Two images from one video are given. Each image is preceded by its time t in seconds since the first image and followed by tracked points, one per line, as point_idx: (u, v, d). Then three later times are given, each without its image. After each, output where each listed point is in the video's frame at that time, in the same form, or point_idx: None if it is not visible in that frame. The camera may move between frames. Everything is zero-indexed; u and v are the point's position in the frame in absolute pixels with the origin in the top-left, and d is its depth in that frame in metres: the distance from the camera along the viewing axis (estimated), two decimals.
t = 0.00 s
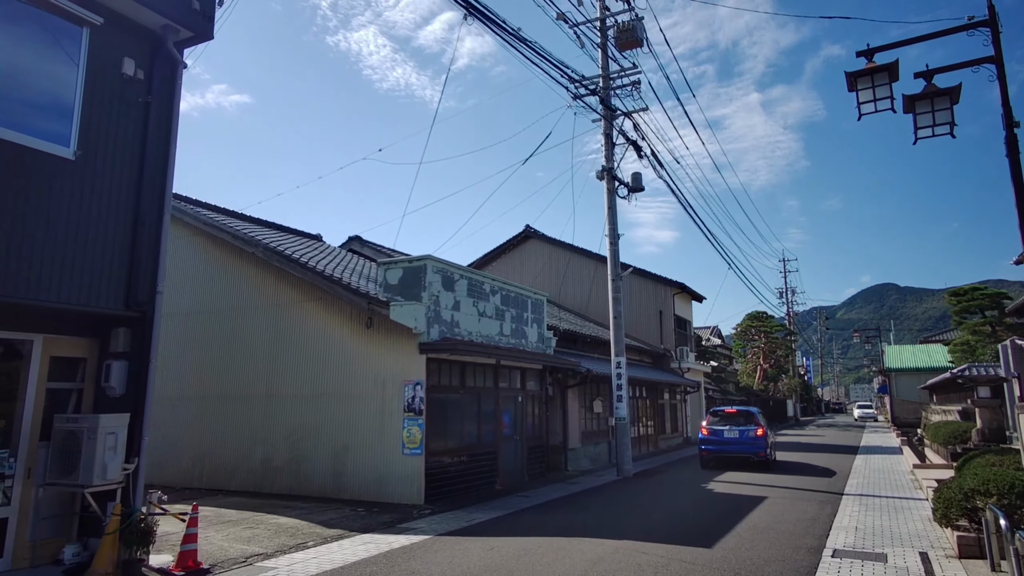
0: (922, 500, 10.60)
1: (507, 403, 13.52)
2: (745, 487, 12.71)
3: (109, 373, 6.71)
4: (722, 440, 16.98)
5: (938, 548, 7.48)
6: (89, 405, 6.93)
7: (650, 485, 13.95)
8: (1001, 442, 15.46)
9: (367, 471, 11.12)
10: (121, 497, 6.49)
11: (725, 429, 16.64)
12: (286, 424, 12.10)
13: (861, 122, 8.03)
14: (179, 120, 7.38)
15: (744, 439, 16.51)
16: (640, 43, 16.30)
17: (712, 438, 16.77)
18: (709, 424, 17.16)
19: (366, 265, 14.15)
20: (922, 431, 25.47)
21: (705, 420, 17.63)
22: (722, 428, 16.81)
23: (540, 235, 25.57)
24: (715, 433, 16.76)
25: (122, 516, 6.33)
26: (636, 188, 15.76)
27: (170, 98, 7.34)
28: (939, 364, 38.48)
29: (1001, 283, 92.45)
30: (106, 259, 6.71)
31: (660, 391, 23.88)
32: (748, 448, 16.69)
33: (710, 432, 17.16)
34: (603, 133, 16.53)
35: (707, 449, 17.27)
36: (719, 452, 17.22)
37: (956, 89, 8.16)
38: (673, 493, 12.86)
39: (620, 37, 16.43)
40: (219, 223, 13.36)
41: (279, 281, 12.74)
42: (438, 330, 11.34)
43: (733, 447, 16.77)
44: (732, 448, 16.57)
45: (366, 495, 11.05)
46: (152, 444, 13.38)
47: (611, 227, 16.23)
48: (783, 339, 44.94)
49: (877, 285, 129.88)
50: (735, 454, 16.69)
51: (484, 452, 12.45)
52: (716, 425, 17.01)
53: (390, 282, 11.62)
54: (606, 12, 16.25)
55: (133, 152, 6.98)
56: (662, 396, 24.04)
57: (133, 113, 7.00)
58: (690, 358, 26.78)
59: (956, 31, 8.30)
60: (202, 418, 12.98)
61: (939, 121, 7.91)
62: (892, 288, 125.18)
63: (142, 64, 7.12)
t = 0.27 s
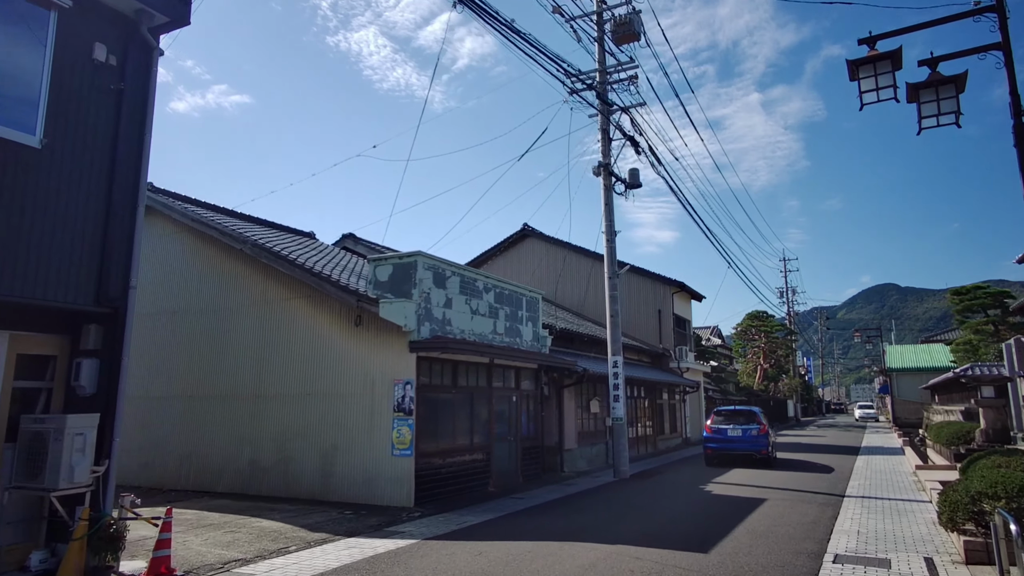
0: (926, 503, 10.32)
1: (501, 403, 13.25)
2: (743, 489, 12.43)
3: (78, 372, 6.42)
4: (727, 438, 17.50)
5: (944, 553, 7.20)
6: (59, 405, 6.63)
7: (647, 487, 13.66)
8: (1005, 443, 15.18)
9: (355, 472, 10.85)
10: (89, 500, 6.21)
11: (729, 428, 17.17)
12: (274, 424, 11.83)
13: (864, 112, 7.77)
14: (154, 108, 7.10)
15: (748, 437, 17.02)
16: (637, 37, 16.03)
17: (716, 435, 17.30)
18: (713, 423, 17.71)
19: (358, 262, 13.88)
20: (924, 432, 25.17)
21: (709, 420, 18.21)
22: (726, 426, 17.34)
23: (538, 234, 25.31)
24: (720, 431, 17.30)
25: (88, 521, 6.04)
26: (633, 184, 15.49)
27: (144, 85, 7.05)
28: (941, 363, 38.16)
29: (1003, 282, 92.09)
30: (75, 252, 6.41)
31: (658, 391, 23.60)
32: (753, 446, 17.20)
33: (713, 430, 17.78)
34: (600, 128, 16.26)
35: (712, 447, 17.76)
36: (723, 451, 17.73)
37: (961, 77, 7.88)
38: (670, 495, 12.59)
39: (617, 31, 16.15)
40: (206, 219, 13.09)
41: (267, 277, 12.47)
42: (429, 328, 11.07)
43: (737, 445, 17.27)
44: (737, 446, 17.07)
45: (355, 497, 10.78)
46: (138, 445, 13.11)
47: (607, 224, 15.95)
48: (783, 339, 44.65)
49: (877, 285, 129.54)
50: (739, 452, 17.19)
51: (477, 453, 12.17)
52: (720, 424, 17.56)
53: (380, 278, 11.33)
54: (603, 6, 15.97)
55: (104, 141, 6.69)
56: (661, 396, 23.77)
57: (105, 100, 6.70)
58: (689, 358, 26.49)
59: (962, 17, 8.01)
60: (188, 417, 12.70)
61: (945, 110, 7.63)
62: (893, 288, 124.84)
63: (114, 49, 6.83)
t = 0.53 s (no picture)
0: (931, 506, 10.01)
1: (495, 403, 12.96)
2: (742, 491, 12.13)
3: (46, 370, 6.14)
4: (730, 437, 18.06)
5: (951, 560, 6.89)
6: (26, 406, 6.34)
7: (645, 489, 13.36)
8: (1011, 443, 14.86)
9: (344, 474, 10.54)
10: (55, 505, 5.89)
11: (732, 427, 17.74)
12: (262, 425, 11.52)
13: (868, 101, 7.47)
14: (127, 97, 6.79)
15: (751, 435, 17.57)
16: (635, 30, 15.73)
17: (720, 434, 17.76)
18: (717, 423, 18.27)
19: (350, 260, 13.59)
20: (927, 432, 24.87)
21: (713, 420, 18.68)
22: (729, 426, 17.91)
23: (536, 232, 25.03)
24: (723, 429, 17.86)
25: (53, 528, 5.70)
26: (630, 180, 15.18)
27: (116, 71, 6.76)
28: (943, 362, 37.83)
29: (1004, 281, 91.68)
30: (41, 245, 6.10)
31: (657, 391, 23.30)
32: (756, 444, 17.74)
33: (717, 430, 18.29)
34: (597, 123, 15.96)
35: (716, 445, 18.30)
36: (726, 449, 18.27)
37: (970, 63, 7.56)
38: (668, 497, 12.29)
39: (614, 24, 15.85)
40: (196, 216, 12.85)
41: (256, 275, 12.21)
42: (420, 325, 10.76)
43: (741, 444, 17.82)
44: (740, 444, 17.61)
45: (343, 500, 10.46)
46: (125, 446, 12.83)
47: (605, 221, 15.64)
48: (784, 339, 44.31)
49: (879, 285, 129.11)
50: (743, 450, 17.72)
51: (470, 454, 11.87)
52: (724, 423, 18.12)
53: (370, 275, 11.02)
54: None
55: (73, 130, 6.40)
56: (660, 396, 23.48)
57: (73, 86, 6.41)
58: (690, 357, 26.18)
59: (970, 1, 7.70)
60: (176, 418, 12.42)
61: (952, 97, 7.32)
62: (894, 287, 124.48)
63: (84, 33, 6.54)
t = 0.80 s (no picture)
0: (933, 510, 9.73)
1: (487, 404, 12.66)
2: (739, 494, 11.85)
3: (3, 371, 5.85)
4: (732, 437, 18.47)
5: (955, 568, 6.60)
6: None
7: (640, 492, 13.08)
8: (1014, 445, 14.58)
9: (329, 477, 10.24)
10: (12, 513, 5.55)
11: (733, 427, 18.17)
12: (247, 427, 11.24)
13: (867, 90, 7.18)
14: (93, 86, 6.46)
15: (751, 434, 17.98)
16: (631, 24, 15.43)
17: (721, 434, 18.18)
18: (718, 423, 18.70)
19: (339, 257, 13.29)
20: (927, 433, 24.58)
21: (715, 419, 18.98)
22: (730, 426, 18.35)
23: (533, 231, 24.74)
24: (724, 429, 18.29)
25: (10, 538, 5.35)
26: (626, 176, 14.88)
27: (83, 58, 6.47)
28: (944, 362, 37.53)
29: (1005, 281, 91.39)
30: None
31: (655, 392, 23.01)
32: (756, 443, 18.15)
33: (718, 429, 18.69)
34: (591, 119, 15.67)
35: (718, 445, 18.72)
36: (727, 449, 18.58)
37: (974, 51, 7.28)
38: (663, 500, 12.01)
39: (610, 18, 15.56)
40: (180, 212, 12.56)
41: (242, 272, 11.92)
42: (408, 324, 10.46)
43: (742, 443, 18.23)
44: (741, 443, 18.03)
45: (329, 504, 10.17)
46: (109, 447, 12.57)
47: (600, 218, 15.35)
48: (784, 339, 44.00)
49: (878, 285, 128.84)
50: (744, 450, 18.12)
51: (460, 456, 11.58)
52: (725, 423, 18.54)
53: (356, 273, 10.70)
54: None
55: (35, 118, 6.11)
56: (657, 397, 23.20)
57: (36, 72, 6.12)
58: (687, 357, 25.90)
59: None
60: (160, 419, 12.15)
61: (956, 86, 7.03)
62: (894, 287, 124.21)
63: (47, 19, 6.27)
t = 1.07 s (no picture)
0: (935, 513, 9.45)
1: (478, 404, 12.36)
2: (736, 496, 11.55)
3: None
4: (732, 435, 18.72)
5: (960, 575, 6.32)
6: None
7: (635, 493, 12.79)
8: (1016, 446, 14.31)
9: (314, 479, 9.95)
10: None
11: (733, 425, 18.43)
12: (231, 427, 10.94)
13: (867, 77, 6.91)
14: (56, 72, 6.15)
15: (751, 433, 18.23)
16: (627, 17, 15.15)
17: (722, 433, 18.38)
18: (719, 422, 18.95)
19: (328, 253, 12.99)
20: (927, 433, 24.30)
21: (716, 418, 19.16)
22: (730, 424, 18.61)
23: (528, 229, 24.46)
24: (724, 428, 18.50)
25: None
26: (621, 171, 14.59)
27: (45, 43, 6.16)
28: (944, 362, 37.27)
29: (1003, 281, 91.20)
30: None
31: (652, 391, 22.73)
32: (756, 442, 18.38)
33: (719, 428, 18.91)
34: (586, 113, 15.38)
35: (719, 443, 18.99)
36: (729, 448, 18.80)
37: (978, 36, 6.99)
38: (658, 502, 11.71)
39: (605, 10, 15.29)
40: (164, 208, 12.26)
41: (226, 269, 11.61)
42: (395, 321, 10.16)
43: (742, 442, 18.46)
44: (741, 443, 18.25)
45: (313, 507, 9.87)
46: (91, 448, 12.29)
47: (595, 214, 15.06)
48: (783, 338, 43.60)
49: (877, 284, 128.63)
50: (744, 448, 18.35)
51: (449, 458, 11.29)
52: (725, 422, 18.80)
53: (342, 269, 10.40)
54: None
55: None
56: (654, 396, 22.91)
57: None
58: (684, 357, 25.62)
59: None
60: (143, 418, 11.87)
61: (960, 72, 6.75)
62: (893, 287, 123.98)
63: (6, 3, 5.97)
